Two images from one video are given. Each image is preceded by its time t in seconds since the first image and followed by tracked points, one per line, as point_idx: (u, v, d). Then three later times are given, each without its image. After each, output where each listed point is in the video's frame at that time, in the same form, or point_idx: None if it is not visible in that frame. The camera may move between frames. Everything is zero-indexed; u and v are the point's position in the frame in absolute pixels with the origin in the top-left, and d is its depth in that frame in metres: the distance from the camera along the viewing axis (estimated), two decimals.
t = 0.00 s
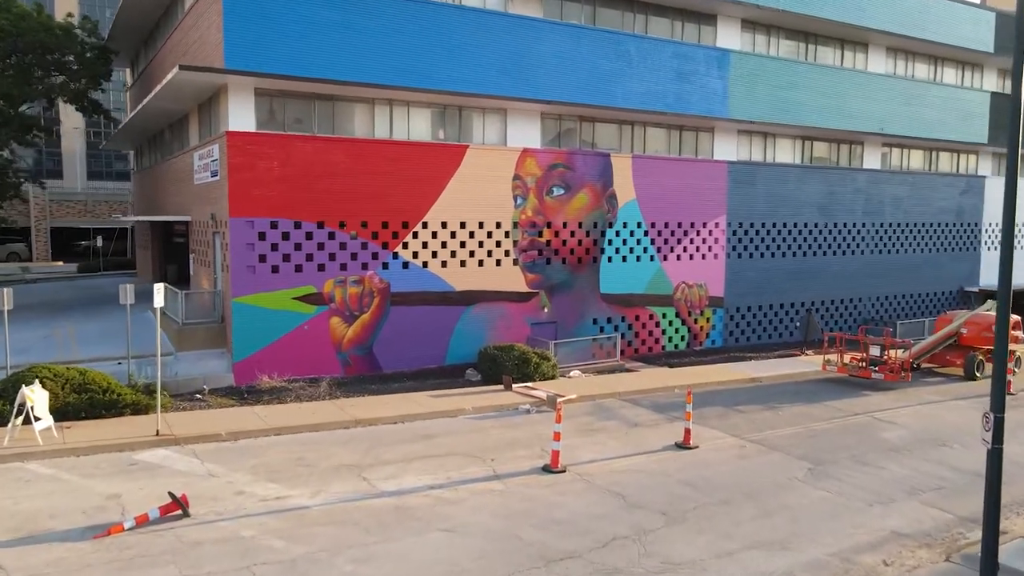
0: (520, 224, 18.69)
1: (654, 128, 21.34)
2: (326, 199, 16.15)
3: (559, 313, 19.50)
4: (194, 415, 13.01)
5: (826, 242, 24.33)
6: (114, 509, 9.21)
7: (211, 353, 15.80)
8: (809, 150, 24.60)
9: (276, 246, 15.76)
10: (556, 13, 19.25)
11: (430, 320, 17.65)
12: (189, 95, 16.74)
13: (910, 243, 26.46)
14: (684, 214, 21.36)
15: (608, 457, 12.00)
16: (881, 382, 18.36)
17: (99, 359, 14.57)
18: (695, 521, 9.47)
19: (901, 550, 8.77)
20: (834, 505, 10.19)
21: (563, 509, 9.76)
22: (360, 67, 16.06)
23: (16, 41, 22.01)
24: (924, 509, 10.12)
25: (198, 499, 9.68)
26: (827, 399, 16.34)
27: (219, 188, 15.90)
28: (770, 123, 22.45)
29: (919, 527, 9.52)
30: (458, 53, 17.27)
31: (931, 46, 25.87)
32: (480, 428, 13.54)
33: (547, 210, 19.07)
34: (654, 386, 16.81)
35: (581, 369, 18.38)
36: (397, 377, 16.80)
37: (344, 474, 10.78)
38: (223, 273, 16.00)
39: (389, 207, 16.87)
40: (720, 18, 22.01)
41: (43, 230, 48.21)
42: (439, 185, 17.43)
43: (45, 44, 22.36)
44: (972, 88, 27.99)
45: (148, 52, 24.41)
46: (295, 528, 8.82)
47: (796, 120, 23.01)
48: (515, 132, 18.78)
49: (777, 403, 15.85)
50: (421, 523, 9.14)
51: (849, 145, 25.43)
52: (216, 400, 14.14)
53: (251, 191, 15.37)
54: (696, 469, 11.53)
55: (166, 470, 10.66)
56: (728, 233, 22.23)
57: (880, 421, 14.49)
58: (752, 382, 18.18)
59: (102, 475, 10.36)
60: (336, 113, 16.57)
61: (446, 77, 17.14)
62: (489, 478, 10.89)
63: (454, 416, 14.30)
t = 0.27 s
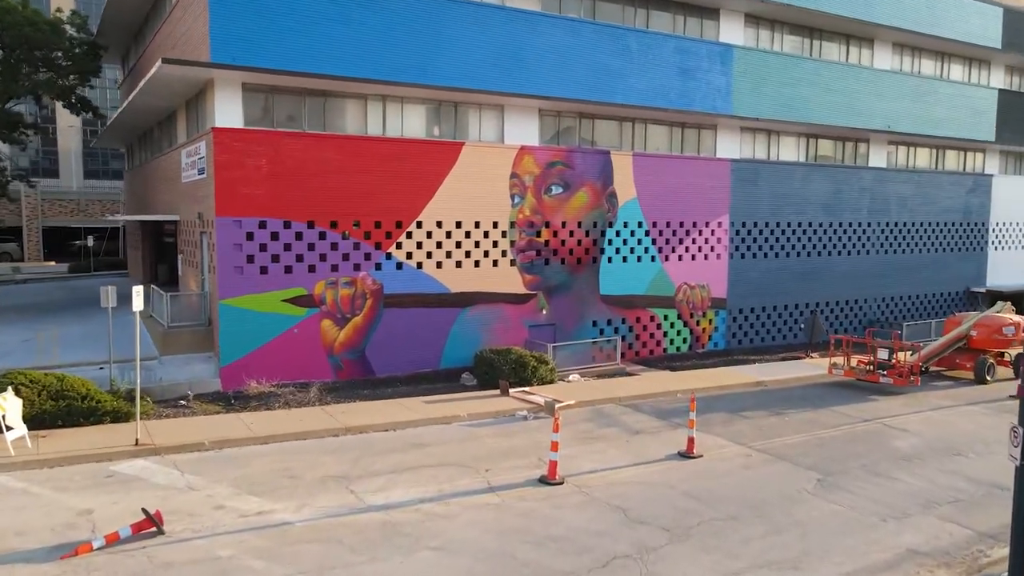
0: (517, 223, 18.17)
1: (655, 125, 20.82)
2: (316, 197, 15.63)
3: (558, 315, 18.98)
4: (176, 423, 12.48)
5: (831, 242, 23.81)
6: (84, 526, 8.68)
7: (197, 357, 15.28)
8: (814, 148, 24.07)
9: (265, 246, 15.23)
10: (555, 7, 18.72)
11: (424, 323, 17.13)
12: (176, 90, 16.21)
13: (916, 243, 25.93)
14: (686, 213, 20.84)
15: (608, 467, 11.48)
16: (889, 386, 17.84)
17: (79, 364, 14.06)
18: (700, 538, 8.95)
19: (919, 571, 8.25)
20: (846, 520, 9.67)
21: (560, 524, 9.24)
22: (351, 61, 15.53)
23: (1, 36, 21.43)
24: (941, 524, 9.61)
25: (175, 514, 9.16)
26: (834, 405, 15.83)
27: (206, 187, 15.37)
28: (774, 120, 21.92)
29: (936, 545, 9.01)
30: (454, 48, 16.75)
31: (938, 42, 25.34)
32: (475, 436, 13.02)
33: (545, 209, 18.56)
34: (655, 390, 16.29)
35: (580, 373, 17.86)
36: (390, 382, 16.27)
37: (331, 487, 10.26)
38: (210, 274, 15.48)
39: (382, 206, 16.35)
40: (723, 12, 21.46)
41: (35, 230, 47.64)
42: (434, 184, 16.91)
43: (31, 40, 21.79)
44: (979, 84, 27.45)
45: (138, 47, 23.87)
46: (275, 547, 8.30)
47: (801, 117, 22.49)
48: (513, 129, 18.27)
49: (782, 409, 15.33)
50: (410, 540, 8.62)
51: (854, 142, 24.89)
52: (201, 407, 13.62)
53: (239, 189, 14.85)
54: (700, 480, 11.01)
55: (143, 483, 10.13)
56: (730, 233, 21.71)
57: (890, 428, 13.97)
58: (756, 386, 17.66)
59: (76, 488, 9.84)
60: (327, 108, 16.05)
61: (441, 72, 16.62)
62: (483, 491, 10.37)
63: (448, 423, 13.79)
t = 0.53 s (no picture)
0: (514, 223, 17.66)
1: (656, 122, 20.31)
2: (306, 196, 15.12)
3: (556, 318, 18.47)
4: (157, 431, 11.97)
5: (836, 242, 23.29)
6: (51, 545, 8.16)
7: (182, 362, 14.76)
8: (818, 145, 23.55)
9: (252, 247, 14.72)
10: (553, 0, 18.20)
11: (418, 326, 16.62)
12: (161, 86, 15.68)
13: (922, 243, 25.41)
14: (687, 213, 20.32)
15: (608, 478, 10.96)
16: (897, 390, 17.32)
17: (59, 369, 13.57)
18: (705, 556, 8.44)
19: None
20: (859, 536, 9.16)
21: (557, 542, 8.71)
22: (342, 55, 15.02)
23: None
24: (959, 541, 9.09)
25: (149, 531, 8.63)
26: (842, 410, 15.32)
27: (192, 186, 14.86)
28: (778, 118, 21.41)
29: (956, 563, 8.49)
30: (449, 42, 16.24)
31: (945, 38, 24.84)
32: (469, 445, 12.51)
33: (543, 208, 18.04)
34: (657, 396, 15.78)
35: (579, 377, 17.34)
36: (383, 387, 15.76)
37: (315, 501, 9.73)
38: (196, 276, 14.97)
39: (374, 205, 15.84)
40: (726, 7, 20.93)
41: (27, 230, 47.08)
42: (428, 182, 16.40)
43: (16, 35, 21.25)
44: (986, 81, 26.93)
45: (127, 43, 23.34)
46: (253, 568, 7.78)
47: (805, 115, 21.98)
48: (510, 126, 17.77)
49: (788, 416, 14.81)
50: (397, 560, 8.10)
51: (859, 140, 24.37)
52: (185, 414, 13.10)
53: (225, 188, 14.34)
54: (705, 492, 10.49)
55: (118, 496, 9.61)
56: (733, 233, 21.20)
57: (901, 436, 13.45)
58: (760, 391, 17.14)
59: (46, 503, 9.31)
60: (317, 104, 15.53)
61: (436, 67, 16.11)
62: (477, 504, 9.84)
63: (442, 430, 13.27)
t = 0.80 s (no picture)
0: (511, 223, 17.15)
1: (656, 119, 19.79)
2: (295, 195, 14.61)
3: (554, 320, 17.96)
4: (135, 440, 11.46)
5: (840, 243, 22.78)
6: (12, 567, 7.63)
7: (166, 367, 14.25)
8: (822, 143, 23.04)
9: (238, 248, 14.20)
10: None
11: (411, 329, 16.11)
12: (145, 81, 15.15)
13: (928, 243, 24.90)
14: (689, 212, 19.80)
15: (607, 491, 10.44)
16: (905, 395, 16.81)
17: (36, 376, 13.09)
18: None
19: None
20: (873, 555, 8.63)
21: (553, 562, 8.19)
22: (332, 49, 14.50)
23: None
24: (979, 560, 8.56)
25: (118, 550, 8.11)
26: (849, 417, 14.81)
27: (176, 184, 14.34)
28: (782, 115, 20.89)
29: None
30: (443, 36, 15.72)
31: (952, 34, 24.30)
32: (462, 454, 11.99)
33: (540, 208, 17.52)
34: (657, 401, 15.27)
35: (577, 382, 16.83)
36: (374, 393, 15.24)
37: (298, 516, 9.21)
38: (181, 278, 14.45)
39: (366, 205, 15.33)
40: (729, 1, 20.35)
41: (18, 230, 46.51)
42: (422, 181, 15.88)
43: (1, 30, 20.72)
44: (993, 78, 26.41)
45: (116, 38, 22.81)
46: None
47: (810, 112, 21.45)
48: (507, 123, 17.25)
49: (794, 422, 14.29)
50: None
51: (864, 138, 23.85)
52: (166, 422, 12.58)
53: (210, 187, 13.82)
54: (708, 506, 9.97)
55: (89, 512, 9.09)
56: (736, 233, 20.69)
57: (911, 444, 12.92)
58: (764, 396, 16.63)
59: (12, 519, 8.80)
60: (307, 100, 15.01)
61: (429, 61, 15.58)
62: (468, 520, 9.32)
63: (434, 439, 12.75)
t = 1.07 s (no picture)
0: (507, 223, 16.64)
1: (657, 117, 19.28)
2: (282, 195, 14.11)
3: (551, 324, 17.45)
4: (112, 451, 10.95)
5: (845, 243, 22.27)
6: None
7: (149, 373, 13.75)
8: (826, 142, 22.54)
9: (224, 249, 13.69)
10: None
11: (404, 333, 15.60)
12: (128, 78, 14.63)
13: (934, 244, 24.39)
14: (690, 212, 19.30)
15: (605, 505, 9.94)
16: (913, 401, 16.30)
17: (11, 384, 12.63)
18: None
19: None
20: None
21: None
22: (321, 43, 13.99)
23: None
24: None
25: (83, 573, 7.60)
26: (856, 424, 14.30)
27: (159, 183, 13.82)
28: (785, 113, 20.38)
29: None
30: (437, 30, 15.21)
31: (959, 30, 23.77)
32: (454, 465, 11.49)
33: (537, 208, 17.01)
34: (657, 408, 14.77)
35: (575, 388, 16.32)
36: (365, 399, 14.73)
37: (278, 535, 8.70)
38: (164, 280, 13.94)
39: (356, 204, 14.83)
40: None
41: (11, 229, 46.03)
42: (414, 180, 15.37)
43: None
44: (1000, 75, 25.89)
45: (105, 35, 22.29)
46: None
47: (813, 109, 20.94)
48: (503, 120, 16.74)
49: (800, 430, 13.79)
50: None
51: (870, 136, 23.34)
52: (146, 430, 12.06)
53: (194, 186, 13.30)
54: (712, 522, 9.46)
55: (56, 530, 8.58)
56: (738, 234, 20.18)
57: (922, 454, 12.41)
58: (768, 402, 16.13)
59: None
60: (295, 96, 14.50)
61: (422, 57, 15.09)
62: (458, 538, 8.81)
63: (426, 448, 12.25)
